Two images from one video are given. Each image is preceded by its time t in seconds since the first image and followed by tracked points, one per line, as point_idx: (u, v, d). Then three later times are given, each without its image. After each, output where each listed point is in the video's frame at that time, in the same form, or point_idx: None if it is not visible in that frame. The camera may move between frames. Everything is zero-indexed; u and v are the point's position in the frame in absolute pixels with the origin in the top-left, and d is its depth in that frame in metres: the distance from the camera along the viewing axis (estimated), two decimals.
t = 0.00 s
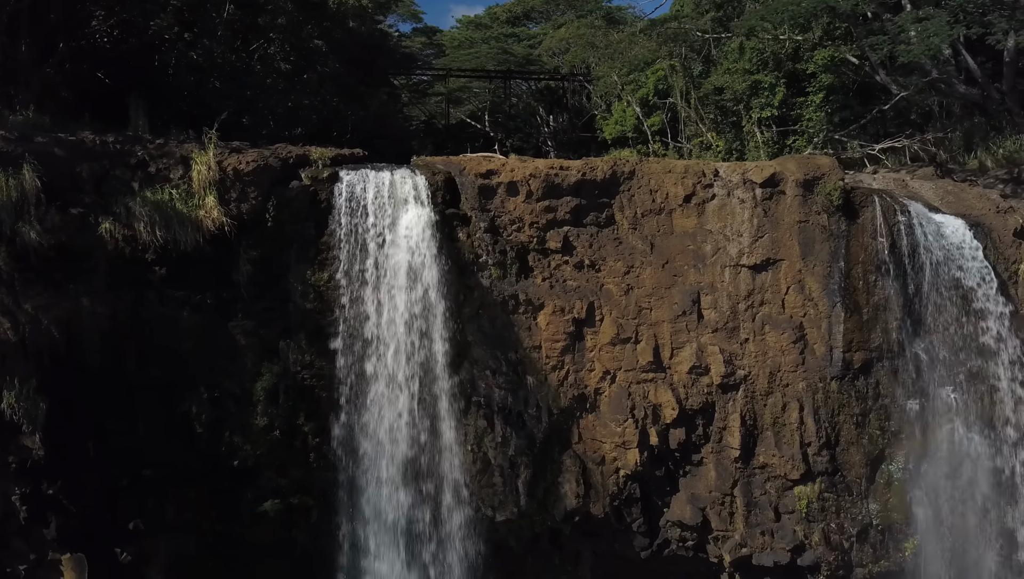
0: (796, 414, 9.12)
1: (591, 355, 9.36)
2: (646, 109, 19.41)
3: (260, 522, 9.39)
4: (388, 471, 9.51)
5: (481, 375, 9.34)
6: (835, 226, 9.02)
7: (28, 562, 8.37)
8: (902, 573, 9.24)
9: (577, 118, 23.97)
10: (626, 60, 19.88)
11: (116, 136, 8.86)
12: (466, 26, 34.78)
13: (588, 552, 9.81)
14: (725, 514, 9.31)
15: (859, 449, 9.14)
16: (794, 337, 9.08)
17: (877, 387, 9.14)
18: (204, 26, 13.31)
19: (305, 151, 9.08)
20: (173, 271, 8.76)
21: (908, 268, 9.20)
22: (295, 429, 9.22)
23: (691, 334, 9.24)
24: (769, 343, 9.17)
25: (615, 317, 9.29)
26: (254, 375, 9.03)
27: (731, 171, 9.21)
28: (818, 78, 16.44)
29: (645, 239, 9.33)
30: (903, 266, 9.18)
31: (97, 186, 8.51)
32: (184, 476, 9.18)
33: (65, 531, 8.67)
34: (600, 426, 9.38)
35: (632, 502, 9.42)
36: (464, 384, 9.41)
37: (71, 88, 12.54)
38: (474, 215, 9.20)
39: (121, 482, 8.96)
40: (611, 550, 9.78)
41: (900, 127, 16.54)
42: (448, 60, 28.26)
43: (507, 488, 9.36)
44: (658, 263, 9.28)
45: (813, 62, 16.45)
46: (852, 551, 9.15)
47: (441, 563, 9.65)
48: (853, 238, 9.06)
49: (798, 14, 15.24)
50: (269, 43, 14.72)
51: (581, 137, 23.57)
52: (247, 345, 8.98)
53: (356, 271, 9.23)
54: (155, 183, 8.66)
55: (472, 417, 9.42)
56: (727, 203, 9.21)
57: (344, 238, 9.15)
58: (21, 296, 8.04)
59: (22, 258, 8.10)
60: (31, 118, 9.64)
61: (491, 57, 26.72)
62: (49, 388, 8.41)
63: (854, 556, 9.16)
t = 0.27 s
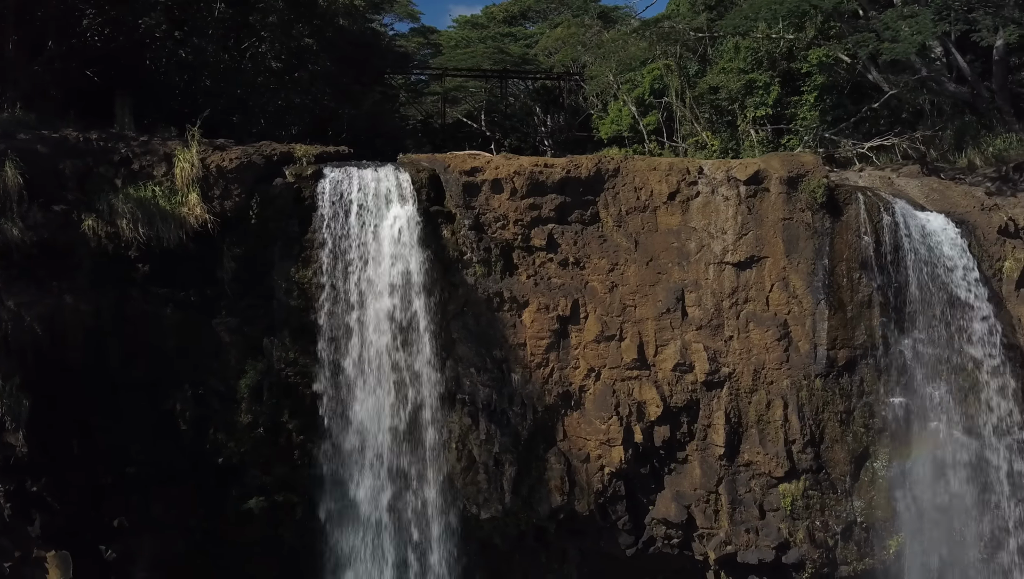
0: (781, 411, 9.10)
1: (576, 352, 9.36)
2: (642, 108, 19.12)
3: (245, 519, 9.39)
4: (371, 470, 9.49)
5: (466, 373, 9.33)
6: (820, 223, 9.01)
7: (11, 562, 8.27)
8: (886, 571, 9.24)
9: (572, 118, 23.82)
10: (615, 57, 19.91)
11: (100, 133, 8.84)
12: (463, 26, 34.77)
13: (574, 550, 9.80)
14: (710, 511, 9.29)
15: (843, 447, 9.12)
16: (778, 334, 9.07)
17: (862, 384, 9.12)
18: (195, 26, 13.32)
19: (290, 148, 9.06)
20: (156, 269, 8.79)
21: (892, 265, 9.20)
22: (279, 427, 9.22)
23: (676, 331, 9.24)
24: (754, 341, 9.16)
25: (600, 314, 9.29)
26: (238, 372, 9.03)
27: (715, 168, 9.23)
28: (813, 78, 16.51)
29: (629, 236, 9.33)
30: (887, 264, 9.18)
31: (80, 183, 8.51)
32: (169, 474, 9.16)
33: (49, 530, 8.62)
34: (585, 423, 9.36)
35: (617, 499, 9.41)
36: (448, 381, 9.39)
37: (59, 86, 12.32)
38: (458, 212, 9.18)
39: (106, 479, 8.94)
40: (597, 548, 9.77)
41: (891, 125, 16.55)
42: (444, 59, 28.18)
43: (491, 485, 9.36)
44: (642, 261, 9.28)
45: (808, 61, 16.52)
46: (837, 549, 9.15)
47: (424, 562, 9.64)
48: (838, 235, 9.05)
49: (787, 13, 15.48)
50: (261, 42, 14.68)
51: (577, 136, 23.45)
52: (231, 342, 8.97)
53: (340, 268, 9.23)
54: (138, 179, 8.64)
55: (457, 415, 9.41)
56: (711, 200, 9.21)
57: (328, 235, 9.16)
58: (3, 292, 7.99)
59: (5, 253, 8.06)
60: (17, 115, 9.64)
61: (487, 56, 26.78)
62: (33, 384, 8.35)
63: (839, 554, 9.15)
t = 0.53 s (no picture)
0: (765, 409, 9.09)
1: (561, 350, 9.35)
2: (637, 107, 19.10)
3: (231, 517, 9.35)
4: (356, 468, 9.52)
5: (451, 370, 9.34)
6: (804, 220, 9.02)
7: None
8: (871, 568, 9.24)
9: (569, 117, 23.68)
10: (608, 56, 20.01)
11: (83, 130, 8.84)
12: (460, 25, 34.86)
13: (560, 547, 9.79)
14: (695, 508, 9.29)
15: (828, 444, 9.12)
16: (763, 331, 9.06)
17: (846, 382, 9.13)
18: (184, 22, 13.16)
19: (275, 145, 9.05)
20: (140, 266, 8.83)
21: (877, 263, 9.20)
22: (264, 424, 9.23)
23: (660, 328, 9.24)
24: (738, 338, 9.16)
25: (585, 311, 9.28)
26: (223, 370, 9.03)
27: (700, 166, 9.22)
28: (807, 77, 16.58)
29: (614, 234, 9.33)
30: (872, 261, 9.18)
31: (64, 180, 8.54)
32: (154, 472, 9.14)
33: (34, 528, 8.59)
34: (570, 420, 9.35)
35: (602, 496, 9.41)
36: (434, 379, 9.39)
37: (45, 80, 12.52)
38: (443, 209, 9.15)
39: (90, 477, 8.93)
40: (583, 545, 9.76)
41: (883, 123, 16.52)
42: (441, 59, 28.13)
43: (476, 483, 9.36)
44: (626, 258, 9.28)
45: (803, 60, 16.48)
46: (822, 546, 9.14)
47: (408, 561, 9.65)
48: (822, 233, 9.06)
49: (778, 11, 15.68)
50: (255, 41, 14.61)
51: (573, 135, 23.25)
52: (216, 339, 8.98)
53: (324, 265, 9.24)
54: (122, 177, 8.67)
55: (442, 412, 9.41)
56: (696, 198, 9.21)
57: (312, 232, 9.17)
58: None
59: None
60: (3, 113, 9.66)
61: (483, 56, 26.82)
62: (16, 381, 8.28)
63: (824, 551, 9.14)
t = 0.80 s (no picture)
0: (747, 407, 9.11)
1: (543, 348, 9.37)
2: (634, 107, 18.62)
3: (215, 515, 9.39)
4: (338, 468, 9.57)
5: (434, 369, 9.35)
6: (785, 219, 9.05)
7: None
8: (852, 566, 9.25)
9: (565, 117, 23.37)
10: (600, 55, 20.05)
11: (66, 129, 8.89)
12: (456, 26, 34.97)
13: (545, 546, 9.80)
14: (677, 507, 9.30)
15: (809, 442, 9.14)
16: (744, 330, 9.09)
17: (827, 380, 9.14)
18: (173, 20, 13.03)
19: (258, 145, 9.18)
20: (123, 265, 8.86)
21: (858, 262, 9.23)
22: (248, 422, 9.26)
23: (642, 326, 9.27)
24: (720, 337, 9.18)
25: (567, 310, 9.32)
26: (205, 368, 9.05)
27: (682, 164, 9.24)
28: (801, 78, 16.39)
29: (596, 233, 9.36)
30: (853, 260, 9.21)
31: (47, 180, 8.58)
32: (138, 471, 9.14)
33: (19, 526, 8.65)
34: (553, 418, 9.39)
35: (585, 494, 9.43)
36: (417, 377, 9.41)
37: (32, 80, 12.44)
38: (425, 208, 9.21)
39: (73, 475, 8.93)
40: (568, 543, 9.77)
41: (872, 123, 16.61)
42: (437, 58, 28.16)
43: (460, 481, 9.38)
44: (609, 257, 9.32)
45: (796, 61, 16.40)
46: (804, 544, 9.15)
47: (389, 561, 9.70)
48: (803, 231, 9.09)
49: (768, 10, 16.14)
50: (245, 40, 14.79)
51: (570, 136, 22.79)
52: (199, 338, 9.01)
53: (307, 264, 9.30)
54: (105, 176, 8.75)
55: (425, 410, 9.45)
56: (678, 197, 9.24)
57: (294, 231, 9.23)
58: None
59: None
60: None
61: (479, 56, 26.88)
62: None
63: (805, 550, 9.15)
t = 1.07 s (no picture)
0: (727, 404, 9.13)
1: (526, 346, 9.39)
2: (628, 106, 18.61)
3: (198, 512, 9.42)
4: (319, 467, 9.59)
5: (416, 366, 9.37)
6: (766, 217, 9.07)
7: None
8: (832, 562, 9.28)
9: (561, 116, 23.12)
10: (590, 54, 20.21)
11: (48, 127, 8.96)
12: (452, 26, 35.07)
13: (528, 543, 9.83)
14: (659, 504, 9.29)
15: (789, 440, 9.13)
16: (724, 328, 9.11)
17: (807, 378, 9.16)
18: (163, 20, 13.25)
19: (240, 142, 9.21)
20: (105, 262, 8.90)
21: (838, 260, 9.27)
22: (230, 419, 9.29)
23: (623, 324, 9.29)
24: (700, 334, 9.21)
25: (549, 308, 9.34)
26: (187, 365, 9.09)
27: (663, 163, 9.26)
28: (795, 76, 16.42)
29: (578, 231, 9.38)
30: (832, 257, 9.24)
31: (27, 178, 8.62)
32: (120, 468, 9.19)
33: (2, 522, 8.66)
34: (535, 415, 9.41)
35: (567, 491, 9.43)
36: (399, 375, 9.45)
37: (18, 79, 12.19)
38: (407, 206, 9.19)
39: (55, 472, 8.99)
40: (550, 540, 9.80)
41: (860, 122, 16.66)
42: (432, 57, 28.18)
43: (441, 478, 9.39)
44: (590, 255, 9.34)
45: (790, 60, 16.43)
46: (785, 541, 9.11)
47: (370, 559, 9.71)
48: (783, 230, 9.10)
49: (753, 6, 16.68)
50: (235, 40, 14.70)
51: (565, 135, 22.41)
52: (180, 335, 9.06)
53: (288, 262, 9.33)
54: (86, 174, 8.85)
55: (407, 408, 9.47)
56: (658, 195, 9.26)
57: (275, 229, 9.25)
58: None
59: None
60: None
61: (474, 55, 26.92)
62: None
63: (786, 547, 9.12)
